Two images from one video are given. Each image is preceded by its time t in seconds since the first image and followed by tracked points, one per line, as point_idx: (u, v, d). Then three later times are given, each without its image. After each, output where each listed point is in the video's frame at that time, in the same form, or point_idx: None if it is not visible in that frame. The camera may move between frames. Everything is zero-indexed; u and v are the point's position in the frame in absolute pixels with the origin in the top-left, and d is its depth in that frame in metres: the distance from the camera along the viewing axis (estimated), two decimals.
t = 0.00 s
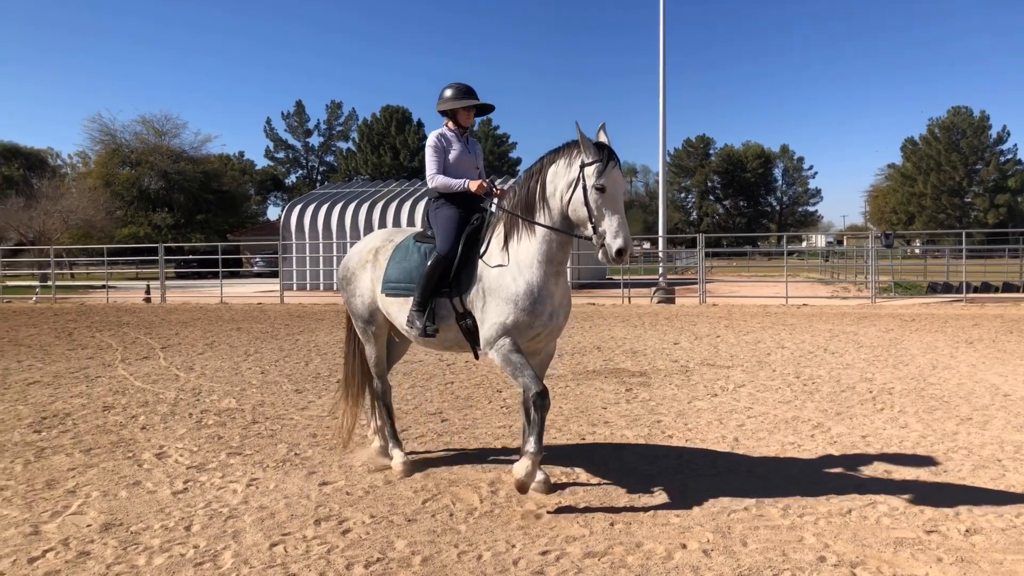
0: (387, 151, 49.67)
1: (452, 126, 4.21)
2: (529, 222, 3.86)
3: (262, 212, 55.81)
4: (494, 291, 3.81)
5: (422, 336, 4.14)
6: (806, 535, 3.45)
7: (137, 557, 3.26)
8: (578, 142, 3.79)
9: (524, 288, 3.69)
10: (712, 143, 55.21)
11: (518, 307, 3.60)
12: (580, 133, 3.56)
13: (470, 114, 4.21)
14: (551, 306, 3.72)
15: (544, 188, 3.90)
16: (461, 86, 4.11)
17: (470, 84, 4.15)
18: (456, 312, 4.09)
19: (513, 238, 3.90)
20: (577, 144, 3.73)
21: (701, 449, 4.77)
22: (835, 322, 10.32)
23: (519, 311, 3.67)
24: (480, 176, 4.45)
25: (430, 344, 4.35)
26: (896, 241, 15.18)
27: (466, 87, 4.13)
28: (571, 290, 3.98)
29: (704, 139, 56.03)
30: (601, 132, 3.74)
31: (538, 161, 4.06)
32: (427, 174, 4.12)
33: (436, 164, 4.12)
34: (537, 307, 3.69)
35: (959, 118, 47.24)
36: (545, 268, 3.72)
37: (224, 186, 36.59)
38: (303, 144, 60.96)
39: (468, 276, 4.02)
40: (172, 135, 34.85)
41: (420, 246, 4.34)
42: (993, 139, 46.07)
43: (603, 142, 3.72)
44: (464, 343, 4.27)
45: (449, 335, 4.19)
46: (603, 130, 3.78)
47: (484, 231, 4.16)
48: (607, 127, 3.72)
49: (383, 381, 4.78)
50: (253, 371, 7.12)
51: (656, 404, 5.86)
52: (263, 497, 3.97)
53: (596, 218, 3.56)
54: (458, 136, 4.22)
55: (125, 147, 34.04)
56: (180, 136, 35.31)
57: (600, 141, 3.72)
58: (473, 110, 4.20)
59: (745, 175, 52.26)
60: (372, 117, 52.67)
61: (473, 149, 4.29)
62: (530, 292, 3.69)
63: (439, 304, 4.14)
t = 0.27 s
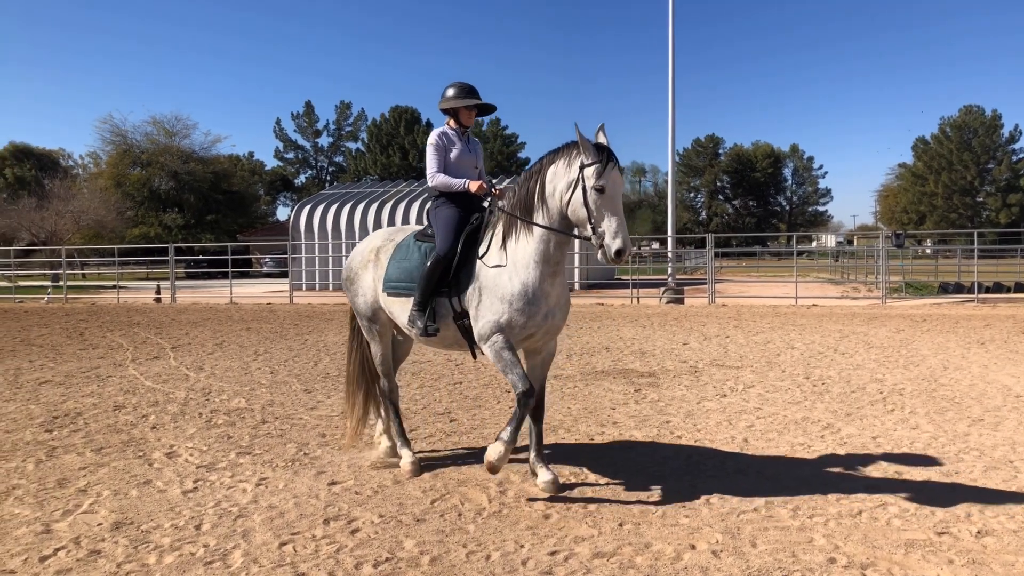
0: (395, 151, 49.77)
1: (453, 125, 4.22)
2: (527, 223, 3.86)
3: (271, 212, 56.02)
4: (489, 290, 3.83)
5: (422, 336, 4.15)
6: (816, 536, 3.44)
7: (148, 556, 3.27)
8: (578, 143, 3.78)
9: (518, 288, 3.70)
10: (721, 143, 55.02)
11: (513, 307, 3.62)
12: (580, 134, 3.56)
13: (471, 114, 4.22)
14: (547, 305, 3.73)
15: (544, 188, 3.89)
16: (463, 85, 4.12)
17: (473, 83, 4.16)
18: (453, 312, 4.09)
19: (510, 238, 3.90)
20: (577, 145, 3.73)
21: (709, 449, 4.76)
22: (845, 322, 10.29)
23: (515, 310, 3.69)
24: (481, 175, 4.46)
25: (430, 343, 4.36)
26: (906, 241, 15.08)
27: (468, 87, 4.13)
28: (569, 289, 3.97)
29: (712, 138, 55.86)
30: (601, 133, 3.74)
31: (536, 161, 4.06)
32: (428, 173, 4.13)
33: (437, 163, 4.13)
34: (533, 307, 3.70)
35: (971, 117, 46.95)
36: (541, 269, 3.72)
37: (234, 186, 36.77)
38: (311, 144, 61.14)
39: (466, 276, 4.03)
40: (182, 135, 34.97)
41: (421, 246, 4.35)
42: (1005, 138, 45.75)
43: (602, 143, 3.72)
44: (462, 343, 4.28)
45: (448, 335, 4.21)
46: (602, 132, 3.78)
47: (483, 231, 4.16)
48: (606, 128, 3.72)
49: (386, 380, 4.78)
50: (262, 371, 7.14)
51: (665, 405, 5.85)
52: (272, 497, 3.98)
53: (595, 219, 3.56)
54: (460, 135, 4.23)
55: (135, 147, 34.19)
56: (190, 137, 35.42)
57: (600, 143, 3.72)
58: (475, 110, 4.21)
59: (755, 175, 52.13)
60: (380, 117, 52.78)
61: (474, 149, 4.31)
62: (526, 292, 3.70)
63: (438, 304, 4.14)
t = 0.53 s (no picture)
0: (402, 151, 49.83)
1: (451, 124, 4.23)
2: (520, 222, 3.86)
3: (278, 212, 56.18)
4: (480, 288, 3.85)
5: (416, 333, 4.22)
6: (824, 537, 3.42)
7: (156, 555, 3.28)
8: (572, 143, 3.78)
9: (508, 287, 3.72)
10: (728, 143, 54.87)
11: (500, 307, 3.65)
12: (574, 133, 3.56)
13: (469, 113, 4.23)
14: (536, 304, 3.73)
15: (538, 187, 3.88)
16: (461, 85, 4.13)
17: (471, 82, 4.17)
18: (447, 311, 4.11)
19: (503, 236, 3.91)
20: (571, 145, 3.73)
21: (717, 449, 4.75)
22: (855, 322, 10.25)
23: (502, 309, 3.72)
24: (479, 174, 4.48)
25: (427, 342, 4.39)
26: (915, 241, 14.99)
27: (466, 86, 4.14)
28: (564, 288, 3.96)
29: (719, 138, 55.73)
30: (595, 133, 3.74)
31: (531, 161, 4.06)
32: (426, 172, 4.14)
33: (434, 162, 4.15)
34: (521, 306, 3.71)
35: (979, 117, 46.74)
36: (532, 268, 3.73)
37: (241, 187, 36.89)
38: (318, 145, 61.30)
39: (458, 275, 4.06)
40: (190, 136, 35.06)
41: (417, 244, 4.37)
42: (1015, 137, 45.53)
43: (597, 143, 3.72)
44: (458, 341, 4.31)
45: (443, 334, 4.24)
46: (597, 132, 3.79)
47: (478, 229, 4.16)
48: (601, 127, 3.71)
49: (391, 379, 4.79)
50: (270, 371, 7.16)
51: (672, 405, 5.83)
52: (279, 496, 3.99)
53: (589, 217, 3.55)
54: (457, 134, 4.25)
55: (143, 148, 34.30)
56: (198, 137, 35.51)
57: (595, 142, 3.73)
58: (473, 109, 4.22)
59: (762, 175, 52.03)
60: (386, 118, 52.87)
61: (472, 148, 4.32)
62: (515, 291, 3.72)
63: (433, 302, 4.18)
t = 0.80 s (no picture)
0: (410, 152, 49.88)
1: (450, 127, 4.26)
2: (513, 224, 3.89)
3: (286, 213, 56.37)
4: (468, 289, 3.89)
5: (408, 334, 4.23)
6: (832, 538, 3.41)
7: (165, 554, 3.30)
8: (567, 146, 3.81)
9: (494, 289, 3.75)
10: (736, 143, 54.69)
11: (483, 310, 3.69)
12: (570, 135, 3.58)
13: (467, 116, 4.26)
14: (523, 306, 3.76)
15: (532, 190, 3.91)
16: (460, 88, 4.17)
17: (469, 86, 4.21)
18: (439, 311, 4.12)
19: (495, 238, 3.94)
20: (566, 148, 3.75)
21: (724, 450, 4.74)
22: (864, 323, 10.21)
23: (486, 311, 3.76)
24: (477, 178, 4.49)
25: (422, 342, 4.42)
26: (924, 241, 14.91)
27: (464, 89, 4.18)
28: (554, 292, 3.97)
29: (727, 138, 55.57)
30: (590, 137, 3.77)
31: (525, 164, 4.09)
32: (424, 174, 4.16)
33: (432, 165, 4.18)
34: (505, 309, 3.75)
35: (990, 116, 46.48)
36: (519, 271, 3.75)
37: (250, 187, 37.03)
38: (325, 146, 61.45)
39: (449, 276, 4.08)
40: (199, 137, 35.16)
41: (412, 245, 4.39)
42: None
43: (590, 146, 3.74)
44: (449, 343, 4.34)
45: (434, 335, 4.27)
46: (591, 136, 3.82)
47: (471, 231, 4.20)
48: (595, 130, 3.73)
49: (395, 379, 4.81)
50: (278, 371, 7.18)
51: (679, 406, 5.82)
52: (287, 496, 3.99)
53: (582, 219, 3.57)
54: (456, 137, 4.27)
55: (153, 148, 34.41)
56: (207, 138, 35.60)
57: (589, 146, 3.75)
58: (471, 113, 4.25)
59: (770, 175, 51.88)
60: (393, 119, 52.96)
61: (471, 150, 4.33)
62: (500, 294, 3.75)
63: (425, 303, 4.20)
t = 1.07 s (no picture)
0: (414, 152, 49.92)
1: (444, 129, 4.36)
2: (502, 224, 3.98)
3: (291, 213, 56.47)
4: (457, 290, 3.98)
5: (396, 333, 4.41)
6: (838, 539, 3.40)
7: (170, 553, 3.31)
8: (559, 149, 3.88)
9: (483, 289, 3.84)
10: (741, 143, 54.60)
11: (474, 308, 3.77)
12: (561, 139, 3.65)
13: (462, 119, 4.35)
14: (512, 305, 3.84)
15: (521, 190, 3.98)
16: (455, 91, 4.27)
17: (465, 89, 4.30)
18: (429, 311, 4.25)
19: (484, 239, 4.03)
20: (558, 151, 3.83)
21: (729, 450, 4.73)
22: (869, 323, 10.20)
23: (477, 310, 3.84)
24: (469, 179, 4.60)
25: (415, 341, 4.58)
26: (930, 241, 14.88)
27: (460, 93, 4.28)
28: (542, 289, 4.05)
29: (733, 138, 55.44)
30: (582, 142, 3.84)
31: (517, 164, 4.16)
32: (416, 176, 4.28)
33: (425, 166, 4.30)
34: (496, 307, 3.83)
35: (996, 116, 46.32)
36: (508, 270, 3.84)
37: (255, 187, 37.10)
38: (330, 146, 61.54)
39: (437, 276, 4.21)
40: (204, 137, 35.25)
41: (403, 246, 4.57)
42: None
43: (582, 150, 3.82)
44: (440, 342, 4.46)
45: (426, 334, 4.40)
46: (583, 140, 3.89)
47: (459, 231, 4.33)
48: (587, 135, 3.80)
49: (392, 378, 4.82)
50: (283, 371, 7.19)
51: (684, 406, 5.82)
52: (292, 496, 4.00)
53: (569, 223, 3.65)
54: (450, 139, 4.38)
55: (158, 149, 34.51)
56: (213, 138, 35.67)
57: (580, 150, 3.82)
58: (466, 116, 4.35)
59: (776, 175, 51.79)
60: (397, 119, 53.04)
61: (464, 153, 4.44)
62: (490, 293, 3.83)
63: (415, 303, 4.36)
